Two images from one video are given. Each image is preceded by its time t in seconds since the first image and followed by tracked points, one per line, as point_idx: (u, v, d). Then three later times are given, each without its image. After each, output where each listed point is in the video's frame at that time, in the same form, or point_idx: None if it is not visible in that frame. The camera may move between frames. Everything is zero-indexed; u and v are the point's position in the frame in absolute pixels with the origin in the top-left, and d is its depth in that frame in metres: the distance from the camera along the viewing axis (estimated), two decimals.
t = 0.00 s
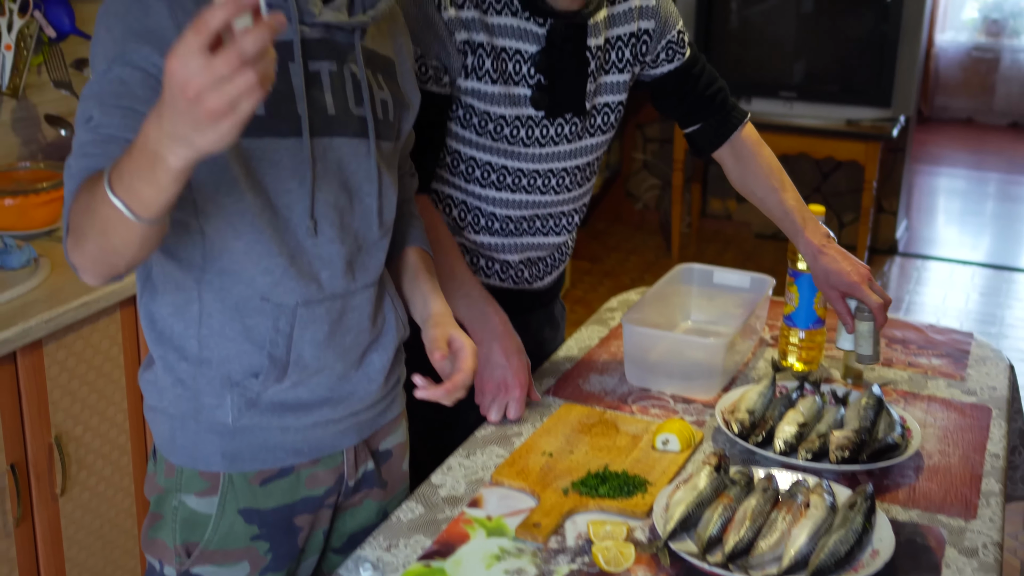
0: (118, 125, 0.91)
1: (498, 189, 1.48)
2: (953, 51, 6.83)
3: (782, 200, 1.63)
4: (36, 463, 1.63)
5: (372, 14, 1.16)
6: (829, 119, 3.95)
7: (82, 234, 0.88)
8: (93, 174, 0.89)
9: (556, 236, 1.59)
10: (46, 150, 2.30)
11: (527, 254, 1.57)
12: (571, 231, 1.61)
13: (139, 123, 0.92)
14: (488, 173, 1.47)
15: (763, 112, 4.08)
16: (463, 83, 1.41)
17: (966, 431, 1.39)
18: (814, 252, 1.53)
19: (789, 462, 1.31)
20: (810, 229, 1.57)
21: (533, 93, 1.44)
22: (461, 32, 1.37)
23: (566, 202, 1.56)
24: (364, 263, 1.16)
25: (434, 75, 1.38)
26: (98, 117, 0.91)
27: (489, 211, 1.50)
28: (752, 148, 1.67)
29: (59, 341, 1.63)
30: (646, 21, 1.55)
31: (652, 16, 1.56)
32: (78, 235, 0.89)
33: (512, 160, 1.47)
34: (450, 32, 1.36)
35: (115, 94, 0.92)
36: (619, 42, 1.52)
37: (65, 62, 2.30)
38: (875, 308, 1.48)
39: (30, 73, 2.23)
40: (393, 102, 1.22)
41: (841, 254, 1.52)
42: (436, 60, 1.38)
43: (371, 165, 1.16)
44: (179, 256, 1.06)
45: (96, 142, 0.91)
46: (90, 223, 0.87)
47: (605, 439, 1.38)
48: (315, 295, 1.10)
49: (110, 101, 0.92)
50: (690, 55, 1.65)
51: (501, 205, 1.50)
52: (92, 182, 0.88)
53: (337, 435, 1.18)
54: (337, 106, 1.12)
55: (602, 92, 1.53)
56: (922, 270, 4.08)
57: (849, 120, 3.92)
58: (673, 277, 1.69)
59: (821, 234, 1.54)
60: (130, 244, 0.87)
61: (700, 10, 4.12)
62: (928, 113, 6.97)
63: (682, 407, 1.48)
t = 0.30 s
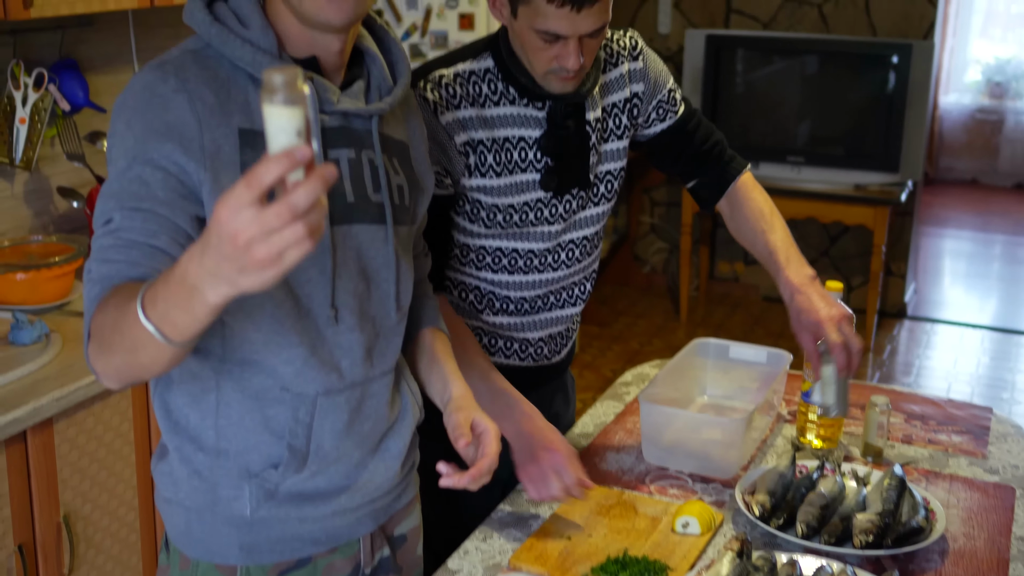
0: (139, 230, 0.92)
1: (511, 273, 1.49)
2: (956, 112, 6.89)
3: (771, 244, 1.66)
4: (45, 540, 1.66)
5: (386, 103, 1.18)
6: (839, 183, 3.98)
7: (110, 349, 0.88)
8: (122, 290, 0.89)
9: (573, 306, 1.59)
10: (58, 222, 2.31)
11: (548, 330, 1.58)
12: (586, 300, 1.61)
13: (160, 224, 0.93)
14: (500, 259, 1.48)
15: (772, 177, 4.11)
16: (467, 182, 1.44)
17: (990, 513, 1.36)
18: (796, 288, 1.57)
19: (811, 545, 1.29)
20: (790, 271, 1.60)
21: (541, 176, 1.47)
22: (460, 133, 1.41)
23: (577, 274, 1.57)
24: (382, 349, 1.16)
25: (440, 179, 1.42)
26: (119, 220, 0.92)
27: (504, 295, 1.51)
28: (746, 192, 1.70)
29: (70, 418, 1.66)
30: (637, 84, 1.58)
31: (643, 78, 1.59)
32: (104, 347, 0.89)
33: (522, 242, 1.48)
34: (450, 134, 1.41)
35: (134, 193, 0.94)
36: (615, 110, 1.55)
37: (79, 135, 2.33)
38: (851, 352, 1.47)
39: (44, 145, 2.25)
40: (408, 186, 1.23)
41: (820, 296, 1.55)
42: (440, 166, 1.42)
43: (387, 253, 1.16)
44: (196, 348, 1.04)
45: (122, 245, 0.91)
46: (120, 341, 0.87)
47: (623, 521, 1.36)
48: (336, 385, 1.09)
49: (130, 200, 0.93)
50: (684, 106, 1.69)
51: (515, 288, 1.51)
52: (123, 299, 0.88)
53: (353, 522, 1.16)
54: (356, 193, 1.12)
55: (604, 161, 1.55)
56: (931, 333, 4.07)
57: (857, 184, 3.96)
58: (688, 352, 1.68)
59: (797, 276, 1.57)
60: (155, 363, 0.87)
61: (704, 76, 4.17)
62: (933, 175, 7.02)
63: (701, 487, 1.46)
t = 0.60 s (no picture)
0: (140, 336, 0.98)
1: (530, 340, 1.54)
2: (958, 164, 6.93)
3: (731, 351, 1.56)
4: None
5: (384, 167, 1.23)
6: (843, 238, 4.02)
7: (123, 473, 0.95)
8: (150, 424, 0.96)
9: (583, 366, 1.65)
10: (63, 280, 2.32)
11: (556, 393, 1.62)
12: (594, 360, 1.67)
13: (161, 329, 0.99)
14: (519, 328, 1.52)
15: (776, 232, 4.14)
16: (497, 248, 1.46)
17: None
18: (737, 410, 1.48)
19: None
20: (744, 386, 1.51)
21: (553, 244, 1.50)
22: (489, 198, 1.44)
23: (586, 334, 1.62)
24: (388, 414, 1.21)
25: (478, 246, 1.42)
26: (119, 323, 0.98)
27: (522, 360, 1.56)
28: (726, 285, 1.62)
29: (71, 482, 1.64)
30: (631, 147, 1.61)
31: (639, 140, 1.62)
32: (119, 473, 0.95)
33: (536, 310, 1.52)
34: (481, 201, 1.43)
35: (130, 286, 0.98)
36: (619, 172, 1.59)
37: (84, 194, 2.34)
38: (760, 492, 1.37)
39: (49, 205, 2.26)
40: (407, 249, 1.27)
41: (757, 423, 1.45)
42: (478, 230, 1.42)
43: (393, 316, 1.20)
44: (212, 414, 1.10)
45: (127, 353, 0.98)
46: (147, 478, 0.94)
47: None
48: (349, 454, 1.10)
49: (126, 289, 0.98)
50: (681, 173, 1.69)
51: (536, 354, 1.56)
52: (166, 435, 0.95)
53: None
54: (359, 260, 1.17)
55: (612, 222, 1.58)
56: (938, 386, 4.05)
57: (862, 238, 3.98)
58: (696, 412, 1.67)
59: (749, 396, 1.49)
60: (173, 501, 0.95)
61: (707, 130, 4.20)
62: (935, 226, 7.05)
63: (711, 551, 1.43)
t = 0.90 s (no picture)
0: (186, 411, 1.01)
1: (539, 401, 1.54)
2: (959, 209, 6.96)
3: (727, 442, 1.52)
4: None
5: (390, 224, 1.24)
6: (845, 283, 4.03)
7: (198, 550, 1.02)
8: (227, 504, 1.02)
9: (584, 428, 1.63)
10: (63, 329, 2.32)
11: (557, 453, 1.61)
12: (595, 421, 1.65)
13: (203, 402, 1.02)
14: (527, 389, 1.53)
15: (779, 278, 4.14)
16: (499, 306, 1.47)
17: None
18: (732, 510, 1.44)
19: None
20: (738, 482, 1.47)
21: (555, 307, 1.50)
22: (494, 258, 1.45)
23: (587, 398, 1.61)
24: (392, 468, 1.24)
25: (481, 302, 1.43)
26: (163, 402, 1.00)
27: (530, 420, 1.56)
28: (727, 371, 1.57)
29: (69, 533, 1.63)
30: (641, 215, 1.60)
31: (651, 208, 1.62)
32: (197, 553, 1.02)
33: (534, 374, 1.52)
34: (485, 260, 1.44)
35: (166, 355, 1.00)
36: (627, 238, 1.59)
37: (86, 243, 2.35)
38: None
39: (51, 254, 2.27)
40: (408, 303, 1.29)
41: (753, 523, 1.41)
42: (481, 288, 1.43)
43: (398, 371, 1.21)
44: (223, 470, 1.10)
45: (179, 430, 1.01)
46: (229, 557, 1.01)
47: None
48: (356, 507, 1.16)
49: (161, 359, 1.00)
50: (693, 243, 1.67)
51: (542, 414, 1.56)
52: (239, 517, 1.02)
53: None
54: (369, 316, 1.18)
55: (619, 287, 1.57)
56: (942, 432, 4.02)
57: (863, 285, 4.00)
58: (701, 462, 1.65)
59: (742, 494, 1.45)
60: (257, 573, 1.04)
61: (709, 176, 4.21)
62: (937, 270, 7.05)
63: None
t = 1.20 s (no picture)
0: (183, 406, 1.01)
1: (534, 407, 1.54)
2: (959, 218, 6.95)
3: (723, 458, 1.51)
4: None
5: (397, 227, 1.24)
6: (845, 291, 4.04)
7: (188, 547, 1.01)
8: (220, 501, 1.02)
9: (582, 436, 1.63)
10: (62, 334, 2.31)
11: (551, 460, 1.61)
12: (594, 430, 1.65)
13: (200, 398, 1.02)
14: (523, 396, 1.52)
15: (780, 285, 4.13)
16: (495, 307, 1.46)
17: None
18: (726, 528, 1.43)
19: None
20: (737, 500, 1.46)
21: (549, 312, 1.49)
22: (489, 257, 1.44)
23: (586, 407, 1.61)
24: (395, 473, 1.22)
25: (475, 302, 1.42)
26: (159, 396, 1.00)
27: (526, 426, 1.55)
28: (725, 391, 1.57)
29: (67, 537, 1.63)
30: (642, 224, 1.60)
31: (653, 217, 1.61)
32: (187, 550, 1.01)
33: (533, 381, 1.51)
34: (480, 259, 1.43)
35: (164, 349, 1.00)
36: (626, 247, 1.58)
37: (84, 248, 2.35)
38: None
39: (49, 260, 2.26)
40: (415, 307, 1.28)
41: (748, 541, 1.40)
42: (475, 288, 1.42)
43: (402, 376, 1.20)
44: (223, 469, 1.10)
45: (174, 425, 1.01)
46: (219, 555, 1.01)
47: None
48: (358, 511, 1.15)
49: (159, 353, 1.00)
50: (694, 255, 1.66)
51: (537, 420, 1.55)
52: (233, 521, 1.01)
53: None
54: (373, 319, 1.17)
55: (617, 296, 1.57)
56: (942, 440, 4.01)
57: (864, 292, 3.99)
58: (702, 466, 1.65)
59: (739, 512, 1.44)
60: None
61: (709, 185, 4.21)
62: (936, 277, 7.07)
63: None
